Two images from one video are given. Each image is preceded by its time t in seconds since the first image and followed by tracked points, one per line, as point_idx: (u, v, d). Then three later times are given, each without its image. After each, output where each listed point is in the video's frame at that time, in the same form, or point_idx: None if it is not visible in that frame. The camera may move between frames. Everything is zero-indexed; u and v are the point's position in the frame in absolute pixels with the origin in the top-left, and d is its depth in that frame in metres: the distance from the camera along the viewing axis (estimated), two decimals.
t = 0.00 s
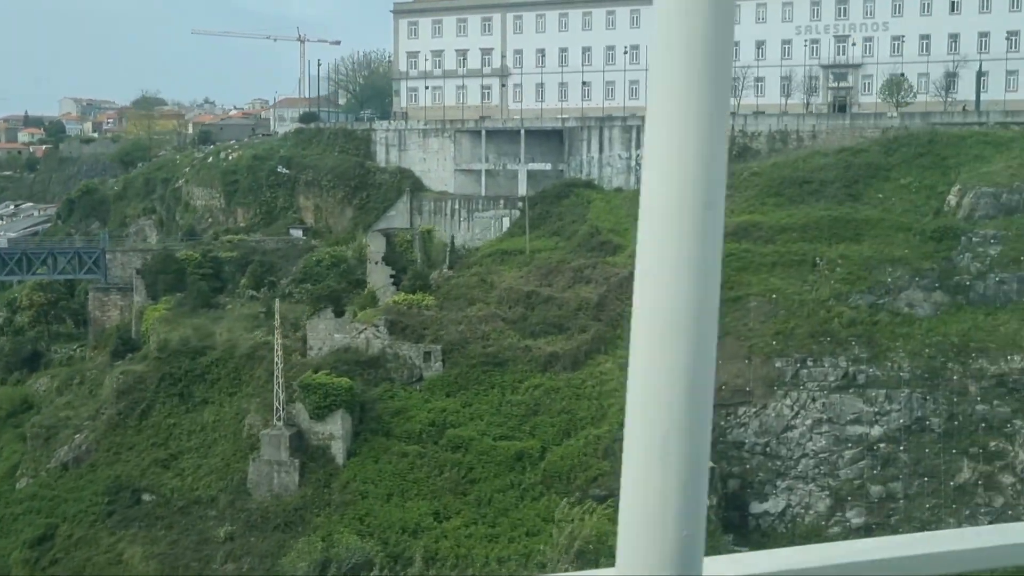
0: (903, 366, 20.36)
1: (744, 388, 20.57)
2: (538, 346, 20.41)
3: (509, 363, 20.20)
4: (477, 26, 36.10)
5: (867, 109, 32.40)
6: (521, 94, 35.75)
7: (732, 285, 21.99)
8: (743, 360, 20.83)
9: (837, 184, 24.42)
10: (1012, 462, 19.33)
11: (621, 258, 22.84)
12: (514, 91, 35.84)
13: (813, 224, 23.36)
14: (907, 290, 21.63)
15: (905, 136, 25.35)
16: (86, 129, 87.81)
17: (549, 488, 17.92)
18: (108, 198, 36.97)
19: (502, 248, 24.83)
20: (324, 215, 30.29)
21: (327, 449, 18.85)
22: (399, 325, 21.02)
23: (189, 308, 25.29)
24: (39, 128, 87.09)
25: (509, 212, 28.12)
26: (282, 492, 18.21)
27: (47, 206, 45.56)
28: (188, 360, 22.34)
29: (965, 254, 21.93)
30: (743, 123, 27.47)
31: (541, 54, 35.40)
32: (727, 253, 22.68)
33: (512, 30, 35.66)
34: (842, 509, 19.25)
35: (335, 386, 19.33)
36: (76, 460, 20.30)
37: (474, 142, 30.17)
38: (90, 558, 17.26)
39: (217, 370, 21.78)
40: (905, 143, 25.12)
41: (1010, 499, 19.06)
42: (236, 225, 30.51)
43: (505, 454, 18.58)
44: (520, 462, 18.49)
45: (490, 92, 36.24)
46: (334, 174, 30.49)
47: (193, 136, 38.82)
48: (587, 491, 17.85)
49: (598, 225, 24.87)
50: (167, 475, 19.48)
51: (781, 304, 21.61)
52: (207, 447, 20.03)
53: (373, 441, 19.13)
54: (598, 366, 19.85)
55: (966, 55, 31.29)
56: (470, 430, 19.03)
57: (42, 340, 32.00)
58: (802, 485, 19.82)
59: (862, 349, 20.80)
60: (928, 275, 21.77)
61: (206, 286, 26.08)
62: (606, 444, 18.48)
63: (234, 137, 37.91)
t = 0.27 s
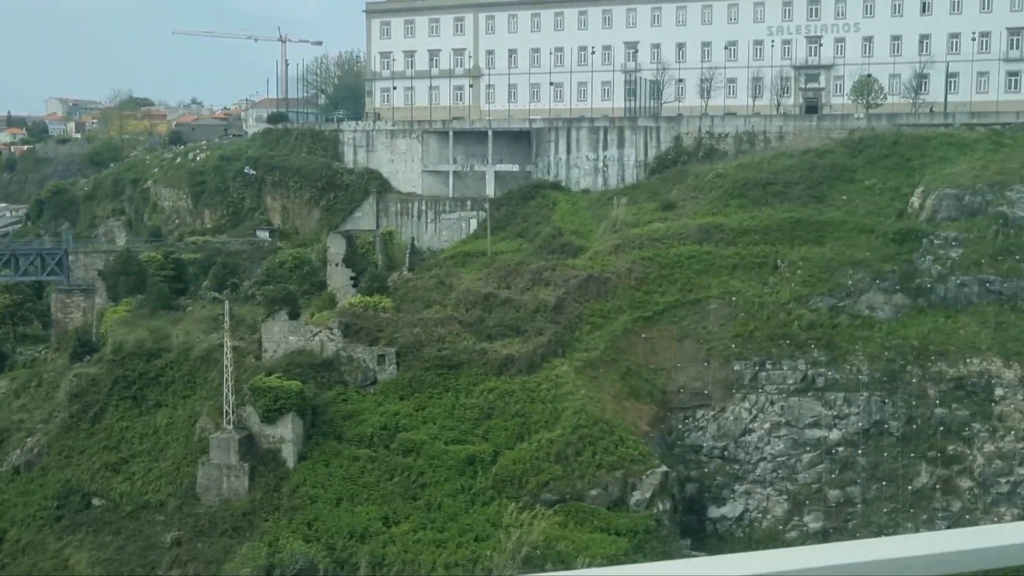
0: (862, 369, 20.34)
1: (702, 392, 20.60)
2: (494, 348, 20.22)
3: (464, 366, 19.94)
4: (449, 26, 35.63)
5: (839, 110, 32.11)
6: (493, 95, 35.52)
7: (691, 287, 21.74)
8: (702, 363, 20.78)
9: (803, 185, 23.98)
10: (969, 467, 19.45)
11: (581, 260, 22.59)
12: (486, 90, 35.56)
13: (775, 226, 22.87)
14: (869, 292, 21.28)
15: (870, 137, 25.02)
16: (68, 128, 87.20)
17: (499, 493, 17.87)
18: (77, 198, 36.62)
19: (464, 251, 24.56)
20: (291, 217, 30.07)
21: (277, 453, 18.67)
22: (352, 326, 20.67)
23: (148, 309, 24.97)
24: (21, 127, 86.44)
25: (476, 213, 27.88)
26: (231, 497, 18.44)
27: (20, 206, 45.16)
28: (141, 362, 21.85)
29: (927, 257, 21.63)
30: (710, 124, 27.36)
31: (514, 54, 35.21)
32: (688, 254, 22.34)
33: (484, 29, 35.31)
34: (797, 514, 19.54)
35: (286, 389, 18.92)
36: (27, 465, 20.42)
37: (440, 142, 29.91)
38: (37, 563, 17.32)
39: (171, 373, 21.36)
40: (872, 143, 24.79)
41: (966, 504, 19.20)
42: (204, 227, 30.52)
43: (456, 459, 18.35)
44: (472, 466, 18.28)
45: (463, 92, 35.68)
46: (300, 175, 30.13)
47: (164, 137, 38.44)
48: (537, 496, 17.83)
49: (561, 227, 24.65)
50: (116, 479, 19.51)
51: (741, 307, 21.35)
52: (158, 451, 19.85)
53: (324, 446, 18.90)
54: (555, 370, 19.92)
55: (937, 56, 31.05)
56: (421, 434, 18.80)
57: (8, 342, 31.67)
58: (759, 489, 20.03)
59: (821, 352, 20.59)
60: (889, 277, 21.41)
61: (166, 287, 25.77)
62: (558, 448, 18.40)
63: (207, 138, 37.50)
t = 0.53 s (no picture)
0: (822, 373, 20.15)
1: (662, 395, 20.40)
2: (451, 351, 20.03)
3: (420, 370, 19.72)
4: (422, 27, 35.46)
5: (812, 112, 31.91)
6: (467, 96, 35.27)
7: (652, 290, 21.54)
8: (662, 366, 20.60)
9: (768, 187, 23.80)
10: (928, 472, 19.25)
11: (543, 263, 22.39)
12: (459, 91, 35.34)
13: (739, 228, 22.69)
14: (831, 295, 21.07)
15: (837, 139, 24.83)
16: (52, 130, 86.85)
17: (451, 498, 17.68)
18: (49, 199, 36.30)
19: (428, 254, 24.38)
20: (260, 219, 29.98)
21: (228, 458, 18.45)
22: (308, 330, 20.44)
23: (108, 311, 24.54)
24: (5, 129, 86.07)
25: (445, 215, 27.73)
26: (180, 502, 18.23)
27: None
28: (97, 366, 21.60)
29: (890, 259, 21.44)
30: (678, 126, 27.18)
31: (488, 55, 34.95)
32: (650, 257, 22.15)
33: (458, 30, 35.13)
34: (756, 519, 19.38)
35: (237, 393, 18.68)
36: None
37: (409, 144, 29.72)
38: None
39: (127, 377, 21.11)
40: (838, 145, 24.58)
41: (925, 509, 19.01)
42: (173, 230, 30.38)
43: (408, 463, 18.15)
44: (424, 471, 18.09)
45: (438, 94, 35.47)
46: (269, 176, 29.92)
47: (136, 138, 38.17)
48: (489, 501, 17.66)
49: (525, 230, 24.44)
50: (67, 484, 19.25)
51: (702, 309, 21.15)
52: (111, 456, 19.58)
53: (277, 450, 18.65)
54: (512, 374, 19.71)
55: (909, 58, 30.86)
56: (373, 438, 18.59)
57: None
58: (719, 493, 19.84)
59: (782, 355, 20.38)
60: (851, 280, 21.20)
61: (128, 289, 25.49)
62: (512, 453, 18.19)
63: (179, 139, 37.24)
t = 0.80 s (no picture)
0: (782, 377, 19.95)
1: (621, 400, 20.16)
2: (407, 355, 19.85)
3: (375, 374, 19.54)
4: (396, 28, 35.26)
5: (784, 112, 31.75)
6: (441, 98, 35.08)
7: (614, 293, 21.37)
8: (621, 370, 20.42)
9: (734, 189, 23.60)
10: (889, 476, 19.03)
11: (504, 266, 22.19)
12: (432, 92, 35.14)
13: (702, 230, 22.50)
14: (793, 297, 20.86)
15: (803, 141, 24.65)
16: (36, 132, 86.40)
17: (402, 504, 17.46)
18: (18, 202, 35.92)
19: (392, 257, 24.19)
20: (228, 222, 29.67)
21: (178, 464, 18.26)
22: (263, 333, 20.23)
23: (68, 314, 24.25)
24: None
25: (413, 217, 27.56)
26: (129, 508, 18.00)
27: None
28: (52, 370, 21.40)
29: (853, 261, 21.25)
30: (646, 128, 26.98)
31: (461, 57, 34.72)
32: (611, 260, 21.97)
33: (431, 32, 34.92)
34: (715, 524, 19.13)
35: (187, 398, 18.51)
36: None
37: (379, 146, 29.57)
38: None
39: (81, 382, 20.92)
40: (805, 146, 24.41)
41: (885, 514, 18.75)
42: (140, 233, 29.93)
43: (360, 469, 17.95)
44: (376, 476, 17.89)
45: (409, 95, 35.38)
46: (238, 179, 29.70)
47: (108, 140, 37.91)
48: (440, 507, 17.42)
49: (489, 232, 24.26)
50: (17, 489, 19.08)
51: (663, 312, 20.97)
52: (62, 461, 19.36)
53: (228, 455, 18.44)
54: (468, 378, 19.50)
55: (882, 60, 30.70)
56: (326, 443, 18.40)
57: None
58: (678, 499, 19.58)
59: (742, 359, 20.21)
60: (813, 282, 21.01)
61: (90, 291, 25.19)
62: (465, 458, 17.99)
63: (151, 142, 36.97)
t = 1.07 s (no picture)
0: (743, 380, 19.71)
1: (580, 403, 20.01)
2: (363, 358, 19.65)
3: (330, 377, 19.33)
4: (370, 28, 34.96)
5: (757, 113, 31.59)
6: (415, 98, 34.84)
7: (575, 295, 21.15)
8: (581, 373, 20.21)
9: (699, 190, 23.40)
10: (849, 481, 18.83)
11: (465, 267, 21.97)
12: (406, 93, 34.91)
13: (666, 231, 22.31)
14: (755, 300, 20.67)
15: (770, 141, 24.46)
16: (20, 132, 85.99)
17: (353, 509, 17.21)
18: None
19: (356, 259, 23.97)
20: (197, 222, 29.40)
21: (128, 468, 18.04)
22: (218, 336, 20.01)
23: (28, 316, 24.01)
24: None
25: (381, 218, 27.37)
26: (77, 513, 17.82)
27: None
28: (8, 373, 21.17)
29: (816, 263, 21.04)
30: (615, 128, 26.78)
31: (435, 57, 34.43)
32: (573, 262, 21.76)
33: (405, 32, 34.63)
34: (674, 529, 18.95)
35: (137, 401, 18.28)
36: None
37: (348, 146, 29.32)
38: None
39: (36, 386, 20.68)
40: (772, 147, 24.20)
41: (844, 518, 18.57)
42: (109, 234, 29.72)
43: (311, 473, 17.69)
44: (327, 480, 17.63)
45: (383, 96, 35.11)
46: (206, 180, 29.45)
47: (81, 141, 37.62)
48: (391, 512, 17.17)
49: (453, 234, 24.05)
50: None
51: (624, 314, 20.76)
52: (14, 466, 19.13)
53: (179, 460, 18.20)
54: (424, 382, 19.29)
55: (856, 61, 30.58)
56: (277, 447, 18.15)
57: None
58: (637, 503, 19.43)
59: (702, 361, 19.97)
60: (776, 284, 20.80)
61: (51, 293, 24.93)
62: (417, 462, 17.77)
63: (125, 142, 36.70)
